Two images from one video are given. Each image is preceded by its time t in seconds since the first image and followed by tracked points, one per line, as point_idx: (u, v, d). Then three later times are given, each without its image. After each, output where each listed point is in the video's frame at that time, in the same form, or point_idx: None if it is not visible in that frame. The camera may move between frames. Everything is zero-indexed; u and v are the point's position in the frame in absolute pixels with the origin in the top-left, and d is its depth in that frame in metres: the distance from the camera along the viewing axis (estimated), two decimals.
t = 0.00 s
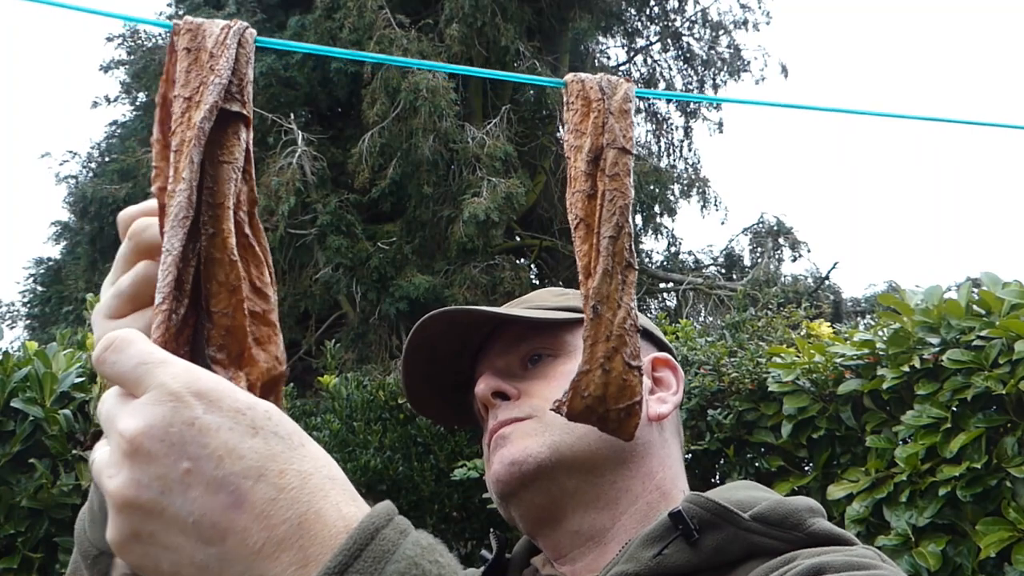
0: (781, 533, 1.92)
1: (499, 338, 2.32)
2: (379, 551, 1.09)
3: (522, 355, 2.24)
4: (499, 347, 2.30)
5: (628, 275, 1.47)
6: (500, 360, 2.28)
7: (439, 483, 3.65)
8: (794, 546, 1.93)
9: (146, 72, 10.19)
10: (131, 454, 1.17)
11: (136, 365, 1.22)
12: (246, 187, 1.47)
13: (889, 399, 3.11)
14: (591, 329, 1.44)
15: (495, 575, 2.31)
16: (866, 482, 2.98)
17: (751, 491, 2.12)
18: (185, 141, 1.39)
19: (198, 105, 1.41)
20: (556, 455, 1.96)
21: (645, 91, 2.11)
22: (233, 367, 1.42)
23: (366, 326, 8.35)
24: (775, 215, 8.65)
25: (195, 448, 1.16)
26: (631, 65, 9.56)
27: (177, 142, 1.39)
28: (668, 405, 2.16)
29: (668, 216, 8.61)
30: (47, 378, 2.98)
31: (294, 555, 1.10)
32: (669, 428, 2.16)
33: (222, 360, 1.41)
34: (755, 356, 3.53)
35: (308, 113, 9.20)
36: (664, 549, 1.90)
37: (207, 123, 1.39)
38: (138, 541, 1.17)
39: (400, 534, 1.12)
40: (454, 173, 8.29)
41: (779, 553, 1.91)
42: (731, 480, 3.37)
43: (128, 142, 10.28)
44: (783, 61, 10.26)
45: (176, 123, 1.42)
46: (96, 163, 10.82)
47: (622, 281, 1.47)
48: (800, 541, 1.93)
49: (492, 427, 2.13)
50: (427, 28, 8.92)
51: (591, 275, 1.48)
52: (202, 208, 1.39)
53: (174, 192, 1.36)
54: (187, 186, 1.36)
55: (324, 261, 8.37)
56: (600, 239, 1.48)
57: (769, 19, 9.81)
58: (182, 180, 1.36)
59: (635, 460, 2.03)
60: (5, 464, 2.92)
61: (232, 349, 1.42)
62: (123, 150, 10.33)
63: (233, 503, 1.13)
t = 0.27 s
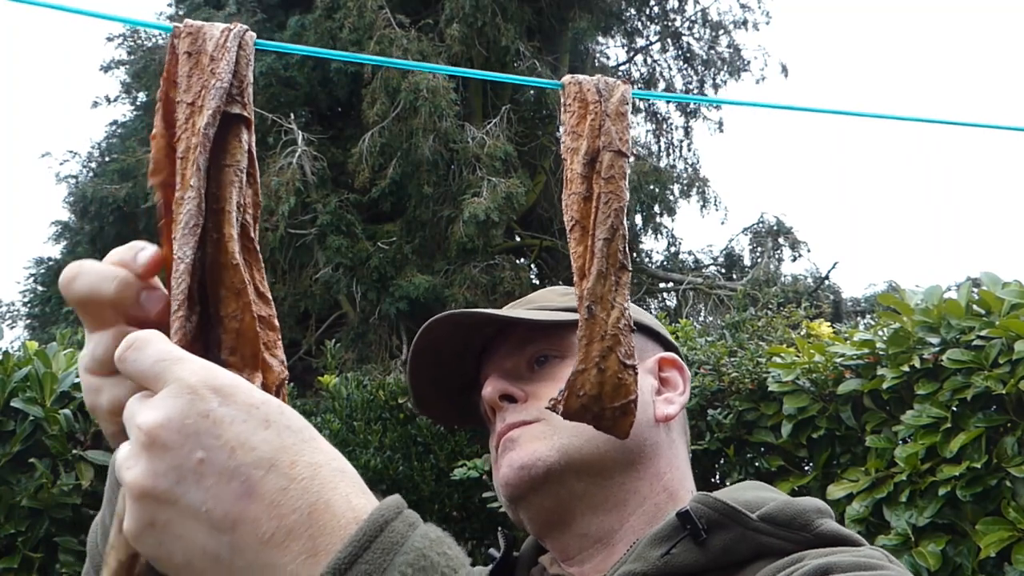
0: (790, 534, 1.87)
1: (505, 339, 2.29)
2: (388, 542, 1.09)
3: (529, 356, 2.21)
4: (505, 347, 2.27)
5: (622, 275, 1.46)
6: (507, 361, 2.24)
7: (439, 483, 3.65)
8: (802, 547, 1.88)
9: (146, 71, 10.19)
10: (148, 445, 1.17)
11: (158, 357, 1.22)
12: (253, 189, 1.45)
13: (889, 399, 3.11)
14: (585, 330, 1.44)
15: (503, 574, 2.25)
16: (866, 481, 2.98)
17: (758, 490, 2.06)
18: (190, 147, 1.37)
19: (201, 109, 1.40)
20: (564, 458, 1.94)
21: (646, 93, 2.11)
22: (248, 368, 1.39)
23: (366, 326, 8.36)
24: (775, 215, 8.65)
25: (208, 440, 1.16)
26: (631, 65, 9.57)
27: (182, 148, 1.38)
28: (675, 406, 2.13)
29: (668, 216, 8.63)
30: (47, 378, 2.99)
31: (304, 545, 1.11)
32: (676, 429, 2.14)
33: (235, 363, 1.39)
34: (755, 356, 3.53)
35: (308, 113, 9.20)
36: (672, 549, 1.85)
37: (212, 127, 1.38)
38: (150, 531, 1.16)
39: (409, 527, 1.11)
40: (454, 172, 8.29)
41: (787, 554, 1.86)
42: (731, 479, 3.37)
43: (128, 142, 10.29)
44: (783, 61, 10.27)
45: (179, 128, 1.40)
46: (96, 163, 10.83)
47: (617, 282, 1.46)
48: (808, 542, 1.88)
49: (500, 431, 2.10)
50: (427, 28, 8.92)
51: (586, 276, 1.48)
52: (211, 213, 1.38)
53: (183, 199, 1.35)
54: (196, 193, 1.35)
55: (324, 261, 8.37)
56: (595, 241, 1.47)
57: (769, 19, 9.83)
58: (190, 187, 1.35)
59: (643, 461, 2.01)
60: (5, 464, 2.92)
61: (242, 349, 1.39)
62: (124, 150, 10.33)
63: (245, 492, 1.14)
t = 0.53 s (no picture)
0: (797, 536, 1.85)
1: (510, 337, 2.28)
2: (389, 542, 1.11)
3: (535, 356, 2.20)
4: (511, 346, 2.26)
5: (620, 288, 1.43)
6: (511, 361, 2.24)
7: (439, 483, 3.65)
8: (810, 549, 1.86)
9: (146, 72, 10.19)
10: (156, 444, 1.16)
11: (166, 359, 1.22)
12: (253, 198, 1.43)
13: (889, 399, 3.11)
14: (580, 342, 1.43)
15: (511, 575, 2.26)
16: (866, 482, 2.98)
17: (770, 492, 2.04)
18: (189, 149, 1.36)
19: (200, 112, 1.38)
20: (572, 460, 1.93)
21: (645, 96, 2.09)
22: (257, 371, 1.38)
23: (366, 326, 8.35)
24: (775, 215, 8.65)
25: (213, 439, 1.15)
26: (631, 65, 9.58)
27: (181, 151, 1.36)
28: (683, 407, 2.11)
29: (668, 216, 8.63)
30: (47, 378, 2.99)
31: (306, 544, 1.11)
32: (683, 432, 2.13)
33: (244, 365, 1.37)
34: (755, 357, 3.53)
35: (308, 113, 9.20)
36: (678, 549, 1.86)
37: (211, 130, 1.35)
38: (155, 530, 1.15)
39: (410, 527, 1.14)
40: (454, 172, 8.28)
41: (795, 554, 1.85)
42: (731, 480, 3.36)
43: (128, 142, 10.29)
44: (783, 62, 10.28)
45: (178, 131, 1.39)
46: (96, 163, 10.83)
47: (614, 293, 1.44)
48: (816, 543, 1.86)
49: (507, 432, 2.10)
50: (427, 28, 8.91)
51: (582, 287, 1.45)
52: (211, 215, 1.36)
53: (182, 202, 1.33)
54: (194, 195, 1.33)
55: (324, 261, 8.36)
56: (593, 252, 1.44)
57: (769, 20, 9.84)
58: (188, 190, 1.33)
59: (650, 461, 2.00)
60: (5, 464, 2.91)
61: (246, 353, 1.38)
62: (123, 150, 10.34)
63: (248, 491, 1.13)
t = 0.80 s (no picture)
0: (806, 539, 1.82)
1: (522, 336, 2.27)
2: (414, 551, 1.03)
3: (548, 354, 2.18)
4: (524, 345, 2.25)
5: (623, 278, 1.43)
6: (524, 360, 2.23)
7: (439, 483, 3.65)
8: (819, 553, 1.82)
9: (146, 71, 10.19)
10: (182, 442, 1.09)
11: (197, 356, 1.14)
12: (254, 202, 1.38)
13: (889, 399, 3.11)
14: (585, 329, 1.41)
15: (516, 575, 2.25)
16: (866, 482, 2.98)
17: (776, 496, 2.01)
18: (198, 148, 1.32)
19: (205, 112, 1.35)
20: (581, 463, 1.91)
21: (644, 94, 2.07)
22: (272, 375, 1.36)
23: (366, 326, 8.35)
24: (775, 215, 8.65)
25: (242, 441, 1.08)
26: (631, 65, 9.59)
27: (188, 151, 1.33)
28: (695, 409, 2.08)
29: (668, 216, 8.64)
30: (48, 378, 2.98)
31: (329, 550, 1.03)
32: (694, 433, 2.10)
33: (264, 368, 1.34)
34: (755, 357, 3.54)
35: (308, 113, 9.20)
36: (685, 552, 1.82)
37: (217, 130, 1.33)
38: (179, 528, 1.08)
39: (434, 536, 1.06)
40: (454, 172, 8.28)
41: (803, 558, 1.81)
42: (731, 480, 3.36)
43: (128, 142, 10.29)
44: (783, 61, 10.29)
45: (183, 131, 1.35)
46: (96, 163, 10.84)
47: (617, 282, 1.43)
48: (824, 547, 1.82)
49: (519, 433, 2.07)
50: (427, 28, 8.92)
51: (586, 276, 1.45)
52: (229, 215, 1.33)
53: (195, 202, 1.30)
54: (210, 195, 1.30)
55: (324, 261, 8.36)
56: (596, 241, 1.44)
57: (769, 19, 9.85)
58: (202, 189, 1.30)
59: (660, 463, 1.98)
60: (5, 464, 2.91)
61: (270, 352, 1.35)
62: (123, 150, 10.34)
63: (275, 495, 1.06)
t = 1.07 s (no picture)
0: (819, 548, 1.75)
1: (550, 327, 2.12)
2: (445, 565, 1.07)
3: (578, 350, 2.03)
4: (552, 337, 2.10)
5: (620, 297, 1.34)
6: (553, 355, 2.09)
7: (440, 483, 3.65)
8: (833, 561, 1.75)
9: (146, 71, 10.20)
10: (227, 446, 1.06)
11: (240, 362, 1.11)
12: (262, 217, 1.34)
13: (889, 399, 3.11)
14: (584, 350, 1.32)
15: None
16: (866, 482, 2.99)
17: (787, 502, 1.95)
18: (209, 166, 1.27)
19: (210, 129, 1.29)
20: (603, 471, 1.80)
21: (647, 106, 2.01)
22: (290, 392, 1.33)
23: (366, 326, 8.35)
24: (775, 215, 8.65)
25: (286, 444, 1.07)
26: (631, 66, 9.60)
27: (199, 170, 1.27)
28: (722, 421, 1.96)
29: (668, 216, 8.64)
30: (47, 378, 2.98)
31: (369, 553, 1.06)
32: (718, 444, 1.98)
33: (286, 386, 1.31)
34: (755, 357, 3.54)
35: (308, 113, 9.20)
36: (699, 558, 1.76)
37: (227, 146, 1.28)
38: (214, 527, 1.06)
39: (466, 551, 1.10)
40: (454, 173, 8.28)
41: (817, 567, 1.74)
42: (731, 480, 3.36)
43: (128, 142, 10.30)
44: (783, 61, 10.29)
45: (190, 149, 1.29)
46: (96, 163, 10.84)
47: (615, 302, 1.34)
48: (838, 555, 1.75)
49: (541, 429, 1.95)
50: (427, 28, 8.91)
51: (584, 295, 1.35)
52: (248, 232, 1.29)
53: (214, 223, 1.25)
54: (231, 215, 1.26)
55: (324, 261, 8.35)
56: (593, 260, 1.35)
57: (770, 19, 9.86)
58: (220, 210, 1.26)
59: (683, 473, 1.88)
60: (5, 464, 2.91)
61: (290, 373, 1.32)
62: (124, 150, 10.34)
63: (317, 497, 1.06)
